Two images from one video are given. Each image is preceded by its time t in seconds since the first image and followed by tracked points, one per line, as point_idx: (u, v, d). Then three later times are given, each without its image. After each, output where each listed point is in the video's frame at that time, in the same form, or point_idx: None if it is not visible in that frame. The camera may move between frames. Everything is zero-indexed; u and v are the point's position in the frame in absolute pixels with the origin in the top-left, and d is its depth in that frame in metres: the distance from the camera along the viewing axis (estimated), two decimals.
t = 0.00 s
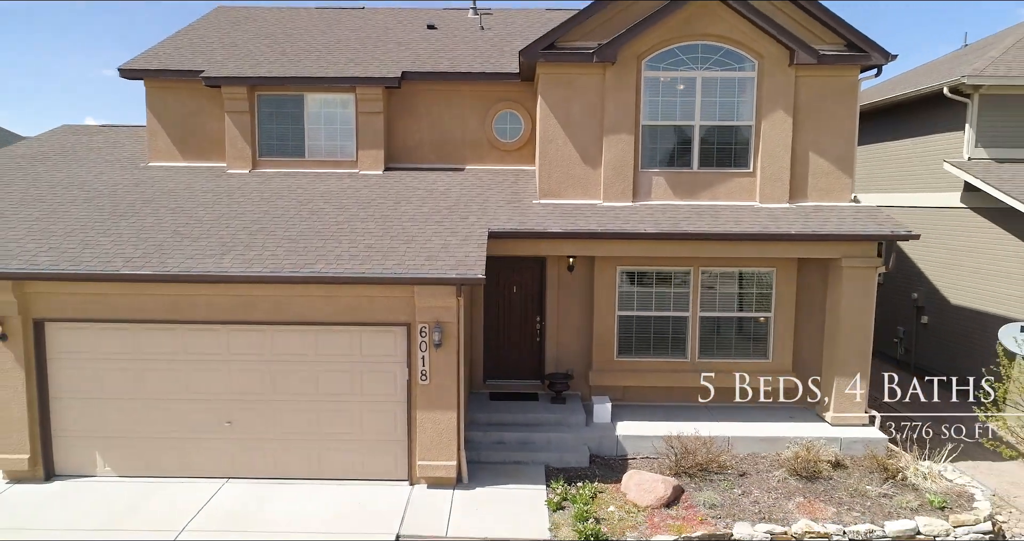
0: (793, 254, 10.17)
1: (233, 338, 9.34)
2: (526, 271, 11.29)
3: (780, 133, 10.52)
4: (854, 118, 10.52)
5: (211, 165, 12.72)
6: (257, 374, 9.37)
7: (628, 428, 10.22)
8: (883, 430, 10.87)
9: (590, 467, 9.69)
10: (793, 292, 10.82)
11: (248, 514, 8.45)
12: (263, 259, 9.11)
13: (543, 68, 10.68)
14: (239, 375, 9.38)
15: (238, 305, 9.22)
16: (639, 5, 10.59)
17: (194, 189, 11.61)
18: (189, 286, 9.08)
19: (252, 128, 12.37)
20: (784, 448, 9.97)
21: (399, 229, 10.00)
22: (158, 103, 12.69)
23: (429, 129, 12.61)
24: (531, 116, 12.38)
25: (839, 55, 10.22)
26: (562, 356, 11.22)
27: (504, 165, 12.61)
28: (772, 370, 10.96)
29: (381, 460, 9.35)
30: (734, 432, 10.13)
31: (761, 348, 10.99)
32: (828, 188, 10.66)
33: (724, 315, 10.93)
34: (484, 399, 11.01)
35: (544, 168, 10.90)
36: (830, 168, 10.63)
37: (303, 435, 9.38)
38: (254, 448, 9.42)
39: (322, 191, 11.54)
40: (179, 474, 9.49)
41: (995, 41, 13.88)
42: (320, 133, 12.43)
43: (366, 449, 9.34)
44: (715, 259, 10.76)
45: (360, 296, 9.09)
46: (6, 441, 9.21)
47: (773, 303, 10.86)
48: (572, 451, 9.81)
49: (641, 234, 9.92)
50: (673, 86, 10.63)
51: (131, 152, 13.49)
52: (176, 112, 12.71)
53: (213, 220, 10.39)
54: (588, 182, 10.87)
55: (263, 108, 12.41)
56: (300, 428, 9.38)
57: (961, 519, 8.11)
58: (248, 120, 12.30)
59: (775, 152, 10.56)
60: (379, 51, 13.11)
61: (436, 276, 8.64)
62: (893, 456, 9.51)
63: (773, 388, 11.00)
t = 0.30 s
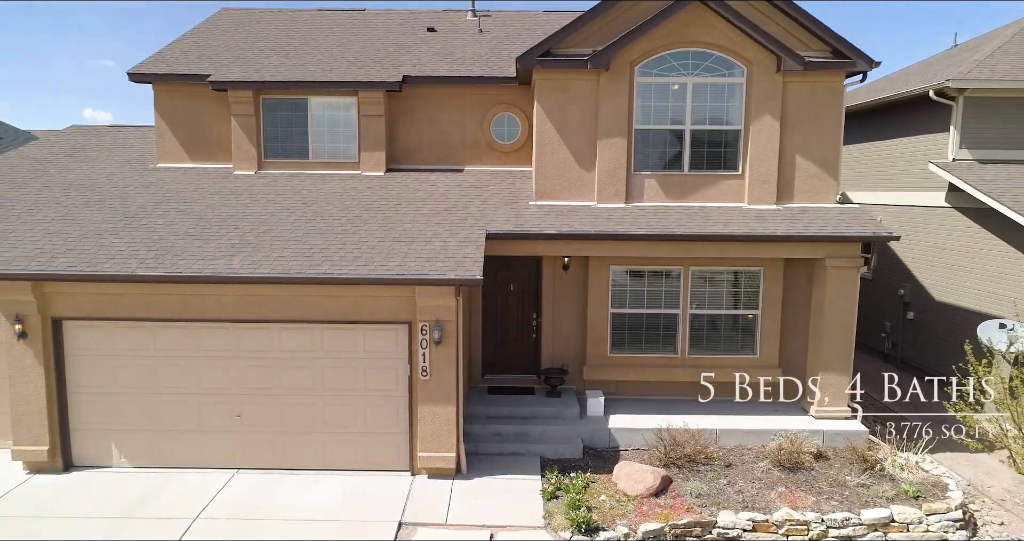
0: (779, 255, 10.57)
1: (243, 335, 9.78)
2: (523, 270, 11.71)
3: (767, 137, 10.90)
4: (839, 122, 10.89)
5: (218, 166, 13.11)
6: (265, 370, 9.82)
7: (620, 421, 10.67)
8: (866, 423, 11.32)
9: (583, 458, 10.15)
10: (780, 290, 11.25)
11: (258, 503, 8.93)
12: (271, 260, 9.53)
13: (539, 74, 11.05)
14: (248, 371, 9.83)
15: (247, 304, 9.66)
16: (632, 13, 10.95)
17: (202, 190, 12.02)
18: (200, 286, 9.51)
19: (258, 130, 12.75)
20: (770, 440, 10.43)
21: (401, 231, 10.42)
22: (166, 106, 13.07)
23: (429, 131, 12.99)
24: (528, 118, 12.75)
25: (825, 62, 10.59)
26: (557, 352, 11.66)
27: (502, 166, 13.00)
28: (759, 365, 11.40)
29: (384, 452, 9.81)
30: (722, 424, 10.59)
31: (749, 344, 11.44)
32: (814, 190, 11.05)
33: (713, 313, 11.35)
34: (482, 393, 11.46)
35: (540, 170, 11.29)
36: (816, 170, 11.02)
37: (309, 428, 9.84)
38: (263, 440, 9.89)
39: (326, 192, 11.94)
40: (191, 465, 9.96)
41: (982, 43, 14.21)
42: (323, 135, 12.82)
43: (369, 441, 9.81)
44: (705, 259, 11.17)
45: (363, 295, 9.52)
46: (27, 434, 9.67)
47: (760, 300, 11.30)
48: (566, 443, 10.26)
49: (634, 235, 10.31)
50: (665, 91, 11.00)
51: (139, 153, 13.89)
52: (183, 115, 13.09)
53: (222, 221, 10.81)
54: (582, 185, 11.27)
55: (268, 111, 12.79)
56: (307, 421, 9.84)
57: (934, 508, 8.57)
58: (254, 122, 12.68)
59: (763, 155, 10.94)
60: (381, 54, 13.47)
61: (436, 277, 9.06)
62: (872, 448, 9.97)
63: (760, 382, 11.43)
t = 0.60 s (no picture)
0: (766, 254, 10.99)
1: (252, 331, 10.25)
2: (520, 268, 12.17)
3: (756, 140, 11.31)
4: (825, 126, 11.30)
5: (225, 167, 13.52)
6: (274, 365, 10.29)
7: (613, 413, 11.15)
8: (850, 415, 11.80)
9: (577, 449, 10.63)
10: (767, 288, 11.68)
11: (269, 491, 9.44)
12: (279, 260, 9.98)
13: (536, 79, 11.44)
14: (258, 366, 10.30)
15: (257, 301, 10.13)
16: (626, 21, 11.33)
17: (211, 191, 12.44)
18: (212, 285, 9.97)
19: (264, 132, 13.16)
20: (756, 431, 10.91)
21: (402, 231, 10.86)
22: (174, 108, 13.46)
23: (429, 132, 13.39)
24: (525, 120, 13.15)
25: (811, 68, 10.98)
26: (553, 347, 12.12)
27: (500, 166, 13.41)
28: (747, 359, 11.86)
29: (387, 442, 10.30)
30: (710, 417, 11.06)
31: (737, 340, 11.88)
32: (801, 191, 11.47)
33: (703, 310, 11.80)
34: (481, 386, 11.94)
35: (537, 172, 11.70)
36: (803, 172, 11.44)
37: (316, 420, 10.32)
38: (272, 432, 10.36)
39: (330, 193, 12.37)
40: (203, 455, 10.45)
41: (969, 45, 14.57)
42: (327, 137, 13.22)
43: (373, 432, 10.29)
44: (696, 258, 11.60)
45: (367, 293, 9.98)
46: (47, 426, 10.16)
47: (748, 298, 11.73)
48: (561, 434, 10.74)
49: (626, 236, 10.74)
50: (657, 96, 11.39)
51: (148, 153, 14.30)
52: (191, 117, 13.49)
53: (230, 221, 11.25)
54: (577, 186, 11.68)
55: (273, 113, 13.19)
56: (314, 414, 10.32)
57: (909, 496, 9.04)
58: (260, 124, 13.08)
59: (751, 158, 11.35)
60: (382, 57, 13.85)
61: (436, 276, 9.52)
62: (854, 439, 10.44)
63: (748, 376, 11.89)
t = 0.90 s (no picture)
0: (755, 253, 11.45)
1: (262, 327, 10.72)
2: (518, 266, 12.62)
3: (745, 143, 11.73)
4: (812, 129, 11.73)
5: (232, 167, 13.96)
6: (283, 359, 10.78)
7: (608, 405, 11.64)
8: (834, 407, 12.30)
9: (573, 439, 11.13)
10: (756, 285, 12.14)
11: (280, 479, 9.95)
12: (287, 259, 10.44)
13: (534, 84, 11.85)
14: (268, 361, 10.79)
15: (266, 299, 10.60)
16: (631, 20, 11.70)
17: (219, 191, 12.88)
18: (224, 284, 10.43)
19: (270, 133, 13.58)
20: (744, 422, 11.40)
21: (405, 231, 11.30)
22: (183, 109, 13.87)
23: (431, 133, 13.81)
24: (523, 122, 13.56)
25: (799, 74, 11.40)
26: (550, 341, 12.60)
27: (499, 166, 13.84)
28: (737, 353, 12.34)
29: (391, 433, 10.81)
30: (700, 409, 11.55)
31: (727, 335, 12.35)
32: (788, 192, 11.92)
33: (694, 306, 12.26)
34: (481, 379, 12.43)
35: (534, 173, 12.13)
36: (791, 174, 11.87)
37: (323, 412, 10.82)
38: (281, 423, 10.87)
39: (335, 193, 12.81)
40: (216, 445, 10.95)
41: (956, 47, 14.93)
42: (331, 138, 13.65)
43: (378, 424, 10.79)
44: (687, 256, 12.05)
45: (372, 291, 10.45)
46: (67, 417, 10.66)
47: (738, 294, 12.19)
48: (558, 425, 11.24)
49: (620, 236, 11.19)
50: (651, 99, 11.80)
51: (158, 153, 14.73)
52: (199, 118, 13.91)
53: (240, 221, 11.71)
54: (573, 186, 12.12)
55: (280, 115, 13.60)
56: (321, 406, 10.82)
57: (886, 484, 9.54)
58: (266, 126, 13.50)
59: (741, 160, 11.78)
60: (385, 60, 14.24)
61: (438, 275, 9.98)
62: (837, 431, 10.93)
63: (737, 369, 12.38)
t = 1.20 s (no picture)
0: (744, 251, 11.91)
1: (272, 323, 11.22)
2: (517, 263, 13.10)
3: (735, 144, 12.17)
4: (800, 131, 12.17)
5: (240, 167, 14.41)
6: (292, 353, 11.28)
7: (602, 397, 12.16)
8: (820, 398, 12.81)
9: (569, 429, 11.66)
10: (746, 281, 12.62)
11: (290, 466, 10.50)
12: (296, 258, 10.92)
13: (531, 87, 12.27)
14: (277, 355, 11.29)
15: (276, 296, 11.09)
16: (634, 20, 12.08)
17: (228, 191, 13.34)
18: (235, 281, 10.91)
19: (276, 134, 14.03)
20: (732, 413, 11.91)
21: (408, 230, 11.77)
22: (192, 111, 14.31)
23: (432, 134, 14.25)
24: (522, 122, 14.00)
25: (787, 78, 11.84)
26: (547, 335, 13.10)
27: (498, 166, 14.28)
28: (727, 347, 12.83)
29: (395, 423, 11.33)
30: (691, 400, 12.06)
31: (718, 329, 12.85)
32: (777, 192, 12.37)
33: (686, 302, 12.74)
34: (480, 372, 12.95)
35: (532, 174, 12.58)
36: (779, 174, 12.33)
37: (331, 403, 11.34)
38: (290, 414, 11.39)
39: (339, 192, 13.27)
40: (228, 435, 11.48)
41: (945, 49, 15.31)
42: (336, 139, 14.09)
43: (382, 415, 11.32)
44: (679, 254, 12.52)
45: (377, 288, 10.94)
46: (87, 408, 11.18)
47: (727, 290, 12.68)
48: (554, 416, 11.76)
49: (615, 235, 11.66)
50: (645, 102, 12.22)
51: (167, 153, 15.17)
52: (208, 119, 14.35)
53: (249, 220, 12.17)
54: (570, 186, 12.57)
55: (286, 116, 14.03)
56: (328, 398, 11.34)
57: (866, 471, 10.06)
58: (273, 127, 13.94)
59: (731, 161, 12.22)
60: (387, 62, 14.65)
61: (440, 274, 10.45)
62: (821, 422, 11.43)
63: (727, 362, 12.88)
